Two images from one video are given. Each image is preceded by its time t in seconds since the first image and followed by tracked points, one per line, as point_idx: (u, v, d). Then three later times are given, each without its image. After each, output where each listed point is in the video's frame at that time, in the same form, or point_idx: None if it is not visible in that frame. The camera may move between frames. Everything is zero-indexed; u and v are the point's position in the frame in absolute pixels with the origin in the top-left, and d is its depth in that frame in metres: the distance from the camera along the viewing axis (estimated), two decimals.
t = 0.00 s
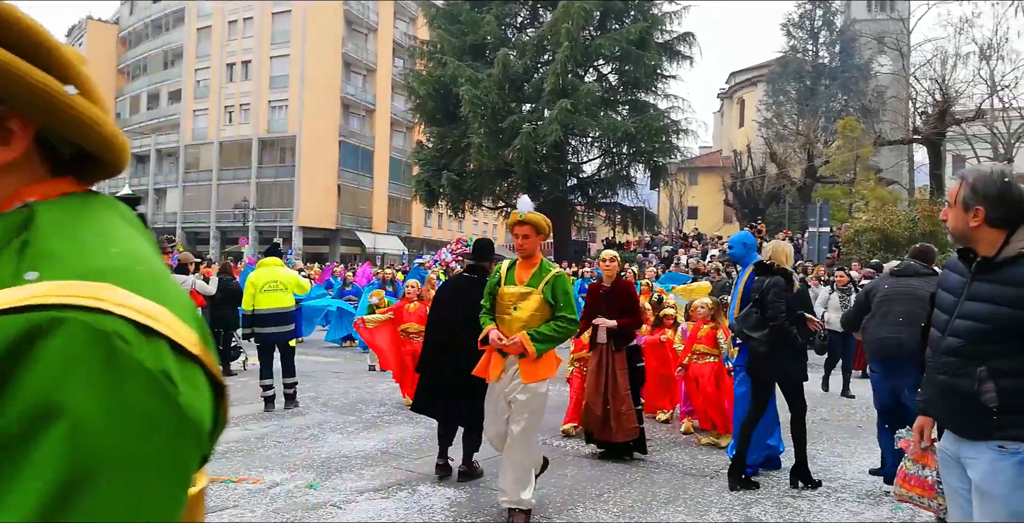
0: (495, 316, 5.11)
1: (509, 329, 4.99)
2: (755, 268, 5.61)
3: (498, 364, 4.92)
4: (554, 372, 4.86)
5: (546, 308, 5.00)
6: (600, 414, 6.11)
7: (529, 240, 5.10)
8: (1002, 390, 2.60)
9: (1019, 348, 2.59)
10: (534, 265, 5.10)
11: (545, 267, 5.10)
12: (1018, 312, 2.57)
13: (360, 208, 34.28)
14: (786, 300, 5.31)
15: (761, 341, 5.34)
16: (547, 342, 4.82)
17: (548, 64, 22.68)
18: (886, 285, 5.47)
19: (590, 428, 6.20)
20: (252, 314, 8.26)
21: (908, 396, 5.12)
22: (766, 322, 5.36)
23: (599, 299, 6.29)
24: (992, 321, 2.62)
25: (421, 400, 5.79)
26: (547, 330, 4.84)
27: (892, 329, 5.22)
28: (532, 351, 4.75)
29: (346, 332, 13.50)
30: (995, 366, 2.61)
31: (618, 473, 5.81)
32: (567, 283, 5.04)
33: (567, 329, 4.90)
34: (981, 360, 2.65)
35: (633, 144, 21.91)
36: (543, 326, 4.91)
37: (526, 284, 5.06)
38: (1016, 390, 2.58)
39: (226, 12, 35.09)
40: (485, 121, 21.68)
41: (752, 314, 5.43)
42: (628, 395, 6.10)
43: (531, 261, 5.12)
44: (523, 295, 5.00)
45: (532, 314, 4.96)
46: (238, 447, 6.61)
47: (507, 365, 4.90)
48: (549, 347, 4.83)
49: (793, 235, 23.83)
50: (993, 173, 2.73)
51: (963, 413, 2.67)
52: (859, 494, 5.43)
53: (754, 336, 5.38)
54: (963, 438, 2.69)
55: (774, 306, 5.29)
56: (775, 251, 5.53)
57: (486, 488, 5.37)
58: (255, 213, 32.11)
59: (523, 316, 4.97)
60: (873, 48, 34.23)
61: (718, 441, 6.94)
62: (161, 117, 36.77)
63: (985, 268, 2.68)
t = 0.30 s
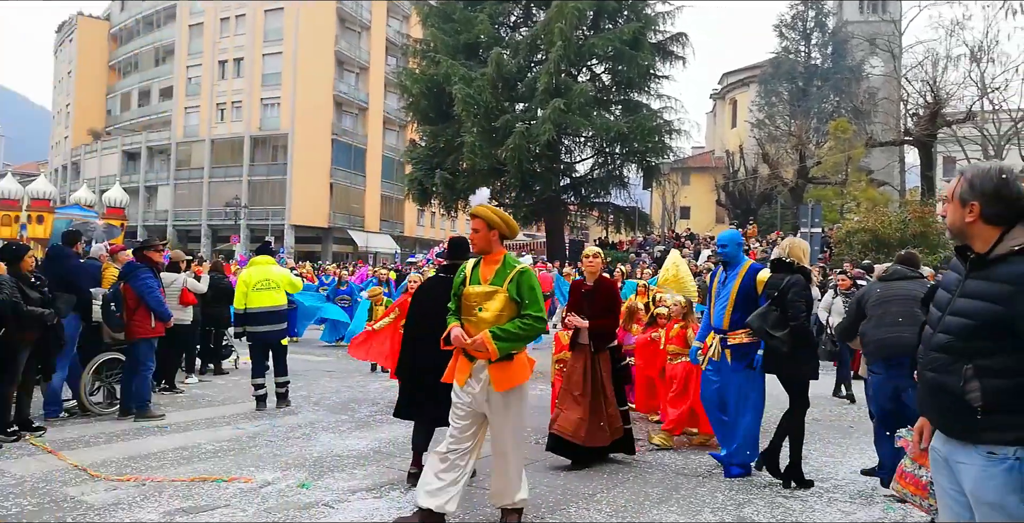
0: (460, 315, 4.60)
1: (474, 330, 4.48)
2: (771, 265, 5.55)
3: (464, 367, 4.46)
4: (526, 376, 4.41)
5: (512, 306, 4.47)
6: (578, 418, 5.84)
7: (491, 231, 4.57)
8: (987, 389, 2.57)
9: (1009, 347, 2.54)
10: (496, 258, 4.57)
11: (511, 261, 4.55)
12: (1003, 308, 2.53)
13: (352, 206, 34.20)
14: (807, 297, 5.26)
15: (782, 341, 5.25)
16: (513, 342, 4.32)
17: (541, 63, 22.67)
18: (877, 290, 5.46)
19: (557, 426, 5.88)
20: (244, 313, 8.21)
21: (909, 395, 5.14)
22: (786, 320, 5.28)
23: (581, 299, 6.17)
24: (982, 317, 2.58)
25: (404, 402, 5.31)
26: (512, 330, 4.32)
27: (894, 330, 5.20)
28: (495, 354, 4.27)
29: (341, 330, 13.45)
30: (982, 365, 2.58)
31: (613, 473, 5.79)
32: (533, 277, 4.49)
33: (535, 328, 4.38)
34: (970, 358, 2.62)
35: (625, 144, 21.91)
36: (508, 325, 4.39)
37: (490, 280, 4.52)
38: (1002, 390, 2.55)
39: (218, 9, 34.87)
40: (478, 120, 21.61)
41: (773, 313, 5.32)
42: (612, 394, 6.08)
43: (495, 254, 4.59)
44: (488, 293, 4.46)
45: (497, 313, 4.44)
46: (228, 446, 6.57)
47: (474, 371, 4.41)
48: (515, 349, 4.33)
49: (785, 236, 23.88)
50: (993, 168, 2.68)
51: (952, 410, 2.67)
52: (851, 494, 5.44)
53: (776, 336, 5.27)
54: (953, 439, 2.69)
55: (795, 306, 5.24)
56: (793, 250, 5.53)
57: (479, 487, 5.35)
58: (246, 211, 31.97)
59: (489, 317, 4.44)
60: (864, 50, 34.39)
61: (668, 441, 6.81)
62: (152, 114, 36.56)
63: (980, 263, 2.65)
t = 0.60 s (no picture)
0: (410, 321, 4.25)
1: (423, 338, 4.13)
2: (778, 269, 5.60)
3: (414, 376, 4.11)
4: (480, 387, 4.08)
5: (465, 312, 4.13)
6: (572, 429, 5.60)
7: (440, 232, 4.24)
8: (997, 396, 2.56)
9: (1018, 352, 2.52)
10: (449, 260, 4.24)
11: (463, 264, 4.22)
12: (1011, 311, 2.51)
13: (349, 209, 34.20)
14: (817, 301, 5.26)
15: (792, 345, 5.27)
16: (465, 351, 3.96)
17: (538, 67, 22.67)
18: (882, 293, 5.39)
19: (557, 438, 5.63)
20: (241, 316, 8.18)
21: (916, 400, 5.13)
22: (796, 325, 5.28)
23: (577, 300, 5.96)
24: (991, 320, 2.57)
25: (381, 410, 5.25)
26: (465, 338, 3.97)
27: (902, 338, 5.18)
28: (446, 364, 3.91)
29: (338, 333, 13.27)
30: (991, 371, 2.56)
31: (611, 476, 5.81)
32: (487, 281, 4.16)
33: (490, 336, 4.03)
34: (979, 363, 2.60)
35: (623, 148, 21.93)
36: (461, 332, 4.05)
37: (441, 283, 4.19)
38: (1010, 396, 2.52)
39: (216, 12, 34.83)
40: (475, 123, 21.65)
41: (783, 317, 5.34)
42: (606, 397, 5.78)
43: (446, 257, 4.24)
44: (437, 298, 4.12)
45: (449, 320, 4.09)
46: (225, 450, 6.55)
47: (425, 380, 4.05)
48: (468, 359, 3.99)
49: (782, 240, 23.94)
50: (1005, 168, 2.66)
51: (963, 416, 2.66)
52: (849, 499, 5.43)
53: (786, 340, 5.29)
54: (964, 446, 2.69)
55: (805, 310, 5.24)
56: (803, 255, 5.54)
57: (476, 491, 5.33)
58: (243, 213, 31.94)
59: (440, 324, 4.09)
60: (861, 55, 34.47)
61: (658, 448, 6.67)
62: (149, 116, 36.52)
63: (996, 265, 2.64)
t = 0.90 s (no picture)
0: (374, 318, 4.00)
1: (385, 336, 3.86)
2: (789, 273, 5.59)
3: (378, 378, 3.88)
4: (443, 388, 3.77)
5: (430, 308, 3.84)
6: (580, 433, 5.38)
7: (406, 224, 3.97)
8: (987, 397, 2.52)
9: (1009, 350, 2.47)
10: (415, 253, 3.96)
11: (430, 258, 3.94)
12: (997, 310, 2.48)
13: (347, 210, 34.18)
14: (825, 302, 5.27)
15: (803, 349, 5.31)
16: (429, 351, 3.68)
17: (536, 68, 22.68)
18: (905, 293, 5.33)
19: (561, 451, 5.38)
20: (237, 316, 8.17)
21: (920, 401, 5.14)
22: (806, 329, 5.35)
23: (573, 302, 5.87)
24: (980, 318, 2.54)
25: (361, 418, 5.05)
26: (427, 335, 3.68)
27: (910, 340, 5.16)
28: (407, 363, 3.63)
29: (337, 337, 13.02)
30: (984, 373, 2.53)
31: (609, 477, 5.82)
32: (456, 276, 3.86)
33: (454, 335, 3.73)
34: (975, 363, 2.57)
35: (620, 149, 21.95)
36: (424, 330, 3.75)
37: (406, 279, 3.90)
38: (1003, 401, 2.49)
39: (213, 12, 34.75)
40: (473, 123, 21.66)
41: (793, 323, 5.45)
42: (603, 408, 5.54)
43: (412, 252, 3.96)
44: (400, 295, 3.84)
45: (411, 318, 3.81)
46: (221, 451, 6.53)
47: (388, 382, 3.81)
48: (432, 359, 3.70)
49: (779, 241, 23.96)
50: (1001, 168, 2.65)
51: (961, 417, 2.64)
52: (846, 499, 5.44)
53: (795, 344, 5.35)
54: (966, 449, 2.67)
55: (814, 312, 5.27)
56: (813, 262, 5.49)
57: (473, 492, 5.31)
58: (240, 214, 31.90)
59: (404, 322, 3.81)
60: (858, 56, 34.52)
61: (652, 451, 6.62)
62: (146, 116, 36.45)
63: (992, 265, 2.65)
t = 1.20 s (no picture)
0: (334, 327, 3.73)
1: (343, 348, 3.59)
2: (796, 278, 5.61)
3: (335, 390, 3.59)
4: (399, 407, 3.49)
5: (391, 320, 3.58)
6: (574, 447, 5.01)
7: (372, 226, 3.69)
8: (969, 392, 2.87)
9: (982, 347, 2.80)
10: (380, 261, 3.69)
11: (396, 265, 3.67)
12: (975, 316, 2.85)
13: (346, 212, 34.18)
14: (840, 306, 5.34)
15: (821, 351, 5.34)
16: (386, 367, 3.39)
17: (537, 71, 22.71)
18: (940, 299, 5.22)
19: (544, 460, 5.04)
20: (236, 317, 8.16)
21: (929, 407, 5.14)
22: (822, 331, 5.38)
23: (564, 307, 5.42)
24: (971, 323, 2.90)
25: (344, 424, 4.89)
26: (386, 352, 3.41)
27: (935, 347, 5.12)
28: (361, 382, 3.35)
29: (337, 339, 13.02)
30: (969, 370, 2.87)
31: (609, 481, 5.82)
32: (423, 286, 3.60)
33: (416, 354, 3.46)
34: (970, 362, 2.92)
35: (620, 153, 21.98)
36: (384, 345, 3.49)
37: (369, 285, 3.64)
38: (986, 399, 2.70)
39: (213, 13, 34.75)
40: (473, 126, 21.66)
41: (809, 325, 5.46)
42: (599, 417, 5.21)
43: (378, 256, 3.71)
44: (360, 303, 3.57)
45: (369, 329, 3.53)
46: (220, 452, 6.52)
47: (341, 397, 3.53)
48: (390, 376, 3.42)
49: (778, 246, 23.95)
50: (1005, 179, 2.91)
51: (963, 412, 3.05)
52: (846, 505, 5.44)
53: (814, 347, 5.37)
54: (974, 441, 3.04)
55: (830, 314, 5.32)
56: (823, 265, 5.56)
57: (472, 496, 5.30)
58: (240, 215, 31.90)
59: (362, 333, 3.53)
60: (857, 62, 34.56)
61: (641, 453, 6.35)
62: (146, 117, 36.45)
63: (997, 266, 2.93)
